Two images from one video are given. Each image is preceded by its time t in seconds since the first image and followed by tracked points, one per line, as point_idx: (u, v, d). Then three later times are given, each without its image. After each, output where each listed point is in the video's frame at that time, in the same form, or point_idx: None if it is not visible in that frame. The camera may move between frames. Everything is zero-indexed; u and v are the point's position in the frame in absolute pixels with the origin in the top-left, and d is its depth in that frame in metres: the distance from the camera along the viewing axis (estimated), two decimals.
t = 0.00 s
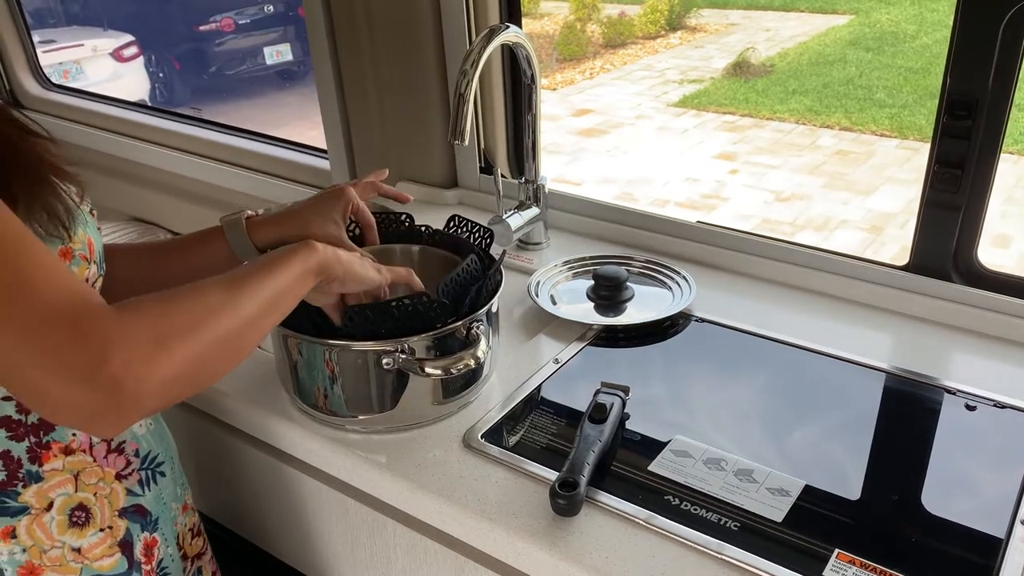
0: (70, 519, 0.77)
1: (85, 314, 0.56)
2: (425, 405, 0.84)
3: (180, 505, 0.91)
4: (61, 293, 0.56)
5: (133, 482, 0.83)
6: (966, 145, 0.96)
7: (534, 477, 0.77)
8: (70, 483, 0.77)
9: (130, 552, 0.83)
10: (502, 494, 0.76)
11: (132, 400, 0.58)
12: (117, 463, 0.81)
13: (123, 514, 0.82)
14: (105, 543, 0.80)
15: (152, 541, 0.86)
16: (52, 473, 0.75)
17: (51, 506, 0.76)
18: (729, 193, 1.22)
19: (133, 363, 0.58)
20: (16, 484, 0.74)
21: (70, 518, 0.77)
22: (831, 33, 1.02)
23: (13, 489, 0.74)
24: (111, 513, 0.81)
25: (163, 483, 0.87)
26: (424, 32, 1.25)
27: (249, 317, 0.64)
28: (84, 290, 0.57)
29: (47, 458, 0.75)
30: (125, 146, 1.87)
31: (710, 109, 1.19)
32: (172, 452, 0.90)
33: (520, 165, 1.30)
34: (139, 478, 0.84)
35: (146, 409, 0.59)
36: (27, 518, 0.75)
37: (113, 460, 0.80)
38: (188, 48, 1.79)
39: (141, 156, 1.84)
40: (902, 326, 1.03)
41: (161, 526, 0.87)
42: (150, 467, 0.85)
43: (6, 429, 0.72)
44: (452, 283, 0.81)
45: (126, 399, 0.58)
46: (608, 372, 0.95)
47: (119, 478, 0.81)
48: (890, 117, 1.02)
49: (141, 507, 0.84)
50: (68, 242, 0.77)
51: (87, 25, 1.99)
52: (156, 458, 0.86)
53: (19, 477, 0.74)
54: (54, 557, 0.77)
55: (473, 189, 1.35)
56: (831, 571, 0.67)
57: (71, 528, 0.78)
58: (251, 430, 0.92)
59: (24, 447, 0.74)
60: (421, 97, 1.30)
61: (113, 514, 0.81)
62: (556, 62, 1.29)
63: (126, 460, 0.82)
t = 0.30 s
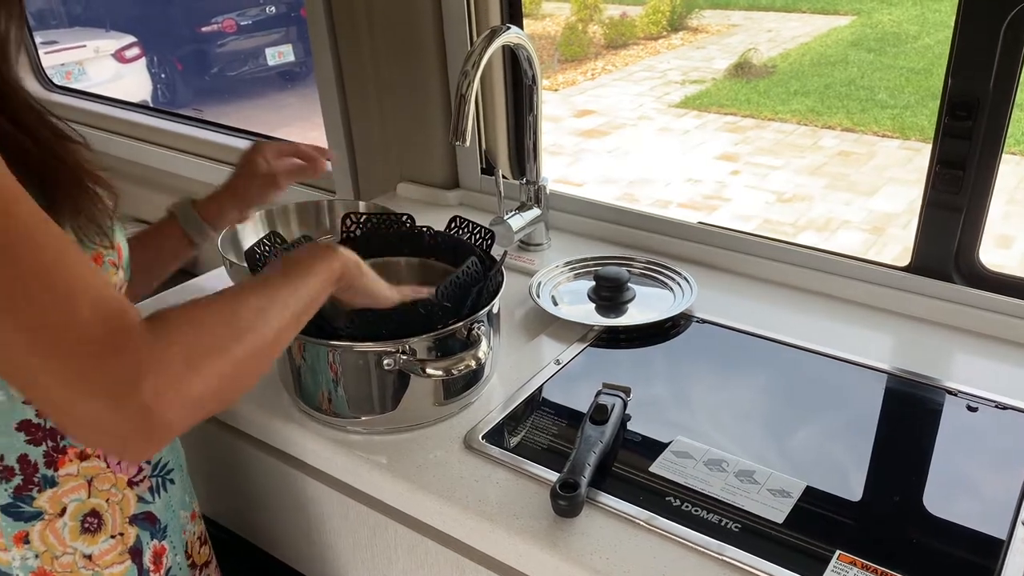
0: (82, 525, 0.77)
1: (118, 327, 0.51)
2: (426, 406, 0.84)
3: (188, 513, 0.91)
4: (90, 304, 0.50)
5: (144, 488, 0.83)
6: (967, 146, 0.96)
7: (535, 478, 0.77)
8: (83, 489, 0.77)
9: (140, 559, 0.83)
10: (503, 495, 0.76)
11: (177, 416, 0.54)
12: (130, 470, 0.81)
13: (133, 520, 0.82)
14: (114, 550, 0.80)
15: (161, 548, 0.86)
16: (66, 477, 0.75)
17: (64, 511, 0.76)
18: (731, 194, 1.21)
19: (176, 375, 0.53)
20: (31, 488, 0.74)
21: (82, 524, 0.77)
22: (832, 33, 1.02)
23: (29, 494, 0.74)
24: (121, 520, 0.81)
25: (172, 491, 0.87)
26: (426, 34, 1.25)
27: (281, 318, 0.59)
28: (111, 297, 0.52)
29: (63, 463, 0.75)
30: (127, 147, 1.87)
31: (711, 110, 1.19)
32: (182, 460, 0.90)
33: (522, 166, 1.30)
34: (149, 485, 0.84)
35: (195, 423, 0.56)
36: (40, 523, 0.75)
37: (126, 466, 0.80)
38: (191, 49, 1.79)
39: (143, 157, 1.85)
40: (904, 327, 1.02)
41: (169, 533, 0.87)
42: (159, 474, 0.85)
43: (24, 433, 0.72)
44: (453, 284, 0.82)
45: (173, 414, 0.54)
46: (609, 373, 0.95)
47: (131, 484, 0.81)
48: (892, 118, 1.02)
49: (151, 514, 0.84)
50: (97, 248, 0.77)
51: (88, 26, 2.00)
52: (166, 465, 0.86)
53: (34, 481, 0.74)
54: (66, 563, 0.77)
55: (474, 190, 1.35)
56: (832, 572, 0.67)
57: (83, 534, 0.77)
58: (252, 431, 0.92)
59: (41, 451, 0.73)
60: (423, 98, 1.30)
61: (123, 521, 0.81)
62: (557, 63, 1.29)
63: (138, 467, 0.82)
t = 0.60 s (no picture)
0: (110, 534, 0.77)
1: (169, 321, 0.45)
2: (427, 407, 0.84)
3: (200, 521, 0.91)
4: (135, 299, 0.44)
5: (163, 497, 0.83)
6: (967, 147, 0.96)
7: (536, 478, 0.77)
8: (112, 498, 0.77)
9: (159, 567, 0.83)
10: (504, 495, 0.76)
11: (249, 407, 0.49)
12: (152, 478, 0.81)
13: (154, 529, 0.82)
14: (137, 558, 0.80)
15: (179, 556, 0.86)
16: (97, 486, 0.75)
17: (94, 520, 0.76)
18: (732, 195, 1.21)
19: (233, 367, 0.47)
20: (65, 497, 0.74)
21: (109, 533, 0.77)
22: (833, 33, 1.02)
23: (63, 502, 0.74)
24: (143, 529, 0.81)
25: (187, 498, 0.87)
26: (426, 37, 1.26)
27: (368, 297, 0.50)
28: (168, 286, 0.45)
29: (94, 471, 0.75)
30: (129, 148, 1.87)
31: (712, 110, 1.20)
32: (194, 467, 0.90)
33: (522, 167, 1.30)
34: (168, 493, 0.83)
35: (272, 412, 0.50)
36: (72, 532, 0.75)
37: (149, 474, 0.80)
38: (192, 49, 1.78)
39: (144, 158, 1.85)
40: (905, 328, 1.03)
41: (186, 541, 0.87)
42: (176, 482, 0.85)
43: (60, 442, 0.73)
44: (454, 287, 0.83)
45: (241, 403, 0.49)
46: (610, 373, 0.95)
47: (153, 493, 0.81)
48: (893, 118, 1.02)
49: (170, 522, 0.84)
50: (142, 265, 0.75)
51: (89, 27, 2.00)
52: (182, 473, 0.86)
53: (68, 490, 0.74)
54: (94, 571, 0.77)
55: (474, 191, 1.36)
56: (833, 573, 0.67)
57: (110, 543, 0.77)
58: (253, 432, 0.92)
59: (75, 460, 0.74)
60: (423, 99, 1.30)
61: (145, 529, 0.81)
62: (557, 64, 1.29)
63: (160, 475, 0.82)
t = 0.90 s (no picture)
0: (115, 563, 0.75)
1: (403, 228, 0.60)
2: (425, 409, 0.84)
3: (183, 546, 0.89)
4: (369, 217, 0.58)
5: (161, 526, 0.81)
6: (966, 148, 0.96)
7: (534, 480, 0.77)
8: (122, 527, 0.75)
9: None
10: (502, 497, 0.76)
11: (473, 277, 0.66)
12: (154, 507, 0.79)
13: (152, 558, 0.80)
14: None
15: None
16: (112, 516, 0.73)
17: (105, 549, 0.74)
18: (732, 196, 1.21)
19: (452, 245, 0.63)
20: (85, 525, 0.71)
21: (115, 562, 0.75)
22: (833, 34, 1.02)
23: (82, 531, 0.71)
24: (144, 558, 0.79)
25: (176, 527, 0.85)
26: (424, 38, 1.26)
27: (503, 235, 0.69)
28: (387, 200, 0.59)
29: (112, 500, 0.73)
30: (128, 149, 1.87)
31: (711, 111, 1.20)
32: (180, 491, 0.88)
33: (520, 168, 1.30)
34: (165, 522, 0.81)
35: (478, 273, 0.66)
36: (84, 561, 0.72)
37: (153, 504, 0.78)
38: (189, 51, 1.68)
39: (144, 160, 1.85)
40: (904, 330, 1.03)
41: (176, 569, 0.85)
42: (170, 510, 0.83)
43: (89, 469, 0.70)
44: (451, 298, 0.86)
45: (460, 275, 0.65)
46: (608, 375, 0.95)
47: (154, 522, 0.79)
48: (893, 118, 1.02)
49: (165, 551, 0.82)
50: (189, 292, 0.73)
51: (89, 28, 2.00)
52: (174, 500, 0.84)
53: (88, 519, 0.71)
54: None
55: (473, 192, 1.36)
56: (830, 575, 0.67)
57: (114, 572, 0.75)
58: (252, 434, 0.92)
59: (98, 489, 0.71)
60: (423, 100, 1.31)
61: (145, 558, 0.79)
62: (557, 65, 1.29)
63: (160, 505, 0.80)
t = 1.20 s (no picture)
0: None
1: (454, 234, 0.64)
2: (422, 410, 0.84)
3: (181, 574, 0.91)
4: (426, 230, 0.62)
5: (158, 550, 0.81)
6: (962, 148, 0.96)
7: (531, 482, 0.77)
8: (127, 549, 0.76)
9: None
10: (498, 499, 0.76)
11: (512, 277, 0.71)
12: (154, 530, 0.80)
13: None
14: None
15: None
16: (121, 537, 0.74)
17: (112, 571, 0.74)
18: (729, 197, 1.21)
19: (495, 249, 0.68)
20: (97, 546, 0.72)
21: None
22: (830, 35, 1.02)
23: (93, 552, 0.72)
24: None
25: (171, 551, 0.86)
26: (422, 40, 1.26)
27: (536, 241, 0.74)
28: (441, 215, 0.64)
29: (122, 521, 0.74)
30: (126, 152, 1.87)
31: (709, 112, 1.20)
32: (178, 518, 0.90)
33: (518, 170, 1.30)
34: (161, 546, 0.82)
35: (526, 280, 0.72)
36: None
37: (153, 527, 0.79)
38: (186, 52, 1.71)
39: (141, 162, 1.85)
40: (900, 331, 1.03)
41: None
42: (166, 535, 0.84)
43: (105, 489, 0.72)
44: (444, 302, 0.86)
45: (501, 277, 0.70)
46: (606, 376, 0.95)
47: (153, 546, 0.80)
48: (890, 119, 1.02)
49: None
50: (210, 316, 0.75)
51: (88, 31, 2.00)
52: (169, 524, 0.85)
53: (100, 540, 0.72)
54: None
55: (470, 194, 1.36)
56: None
57: None
58: (249, 436, 0.92)
59: (111, 509, 0.73)
60: (421, 102, 1.31)
61: None
62: (555, 66, 1.30)
63: (159, 528, 0.81)
